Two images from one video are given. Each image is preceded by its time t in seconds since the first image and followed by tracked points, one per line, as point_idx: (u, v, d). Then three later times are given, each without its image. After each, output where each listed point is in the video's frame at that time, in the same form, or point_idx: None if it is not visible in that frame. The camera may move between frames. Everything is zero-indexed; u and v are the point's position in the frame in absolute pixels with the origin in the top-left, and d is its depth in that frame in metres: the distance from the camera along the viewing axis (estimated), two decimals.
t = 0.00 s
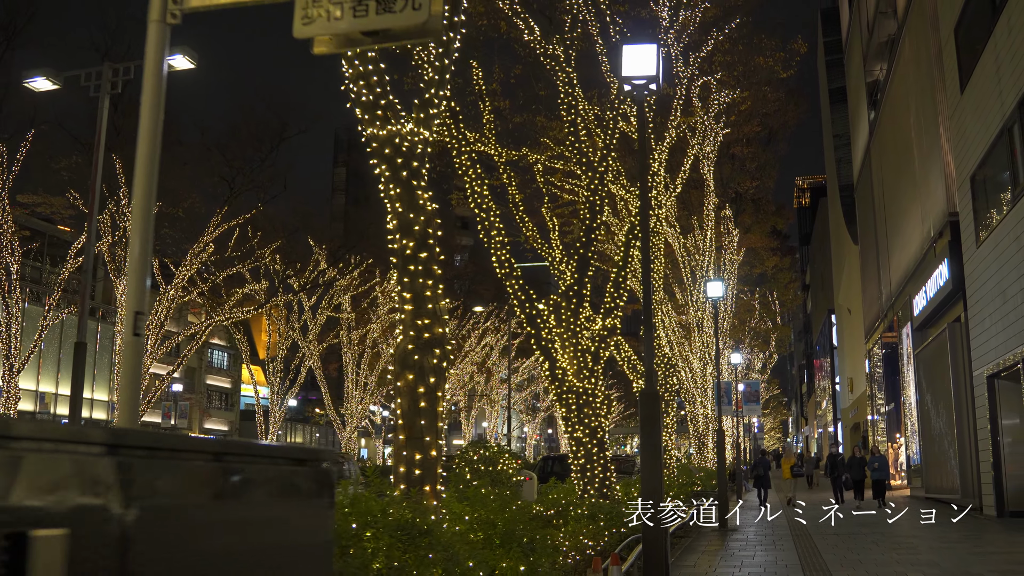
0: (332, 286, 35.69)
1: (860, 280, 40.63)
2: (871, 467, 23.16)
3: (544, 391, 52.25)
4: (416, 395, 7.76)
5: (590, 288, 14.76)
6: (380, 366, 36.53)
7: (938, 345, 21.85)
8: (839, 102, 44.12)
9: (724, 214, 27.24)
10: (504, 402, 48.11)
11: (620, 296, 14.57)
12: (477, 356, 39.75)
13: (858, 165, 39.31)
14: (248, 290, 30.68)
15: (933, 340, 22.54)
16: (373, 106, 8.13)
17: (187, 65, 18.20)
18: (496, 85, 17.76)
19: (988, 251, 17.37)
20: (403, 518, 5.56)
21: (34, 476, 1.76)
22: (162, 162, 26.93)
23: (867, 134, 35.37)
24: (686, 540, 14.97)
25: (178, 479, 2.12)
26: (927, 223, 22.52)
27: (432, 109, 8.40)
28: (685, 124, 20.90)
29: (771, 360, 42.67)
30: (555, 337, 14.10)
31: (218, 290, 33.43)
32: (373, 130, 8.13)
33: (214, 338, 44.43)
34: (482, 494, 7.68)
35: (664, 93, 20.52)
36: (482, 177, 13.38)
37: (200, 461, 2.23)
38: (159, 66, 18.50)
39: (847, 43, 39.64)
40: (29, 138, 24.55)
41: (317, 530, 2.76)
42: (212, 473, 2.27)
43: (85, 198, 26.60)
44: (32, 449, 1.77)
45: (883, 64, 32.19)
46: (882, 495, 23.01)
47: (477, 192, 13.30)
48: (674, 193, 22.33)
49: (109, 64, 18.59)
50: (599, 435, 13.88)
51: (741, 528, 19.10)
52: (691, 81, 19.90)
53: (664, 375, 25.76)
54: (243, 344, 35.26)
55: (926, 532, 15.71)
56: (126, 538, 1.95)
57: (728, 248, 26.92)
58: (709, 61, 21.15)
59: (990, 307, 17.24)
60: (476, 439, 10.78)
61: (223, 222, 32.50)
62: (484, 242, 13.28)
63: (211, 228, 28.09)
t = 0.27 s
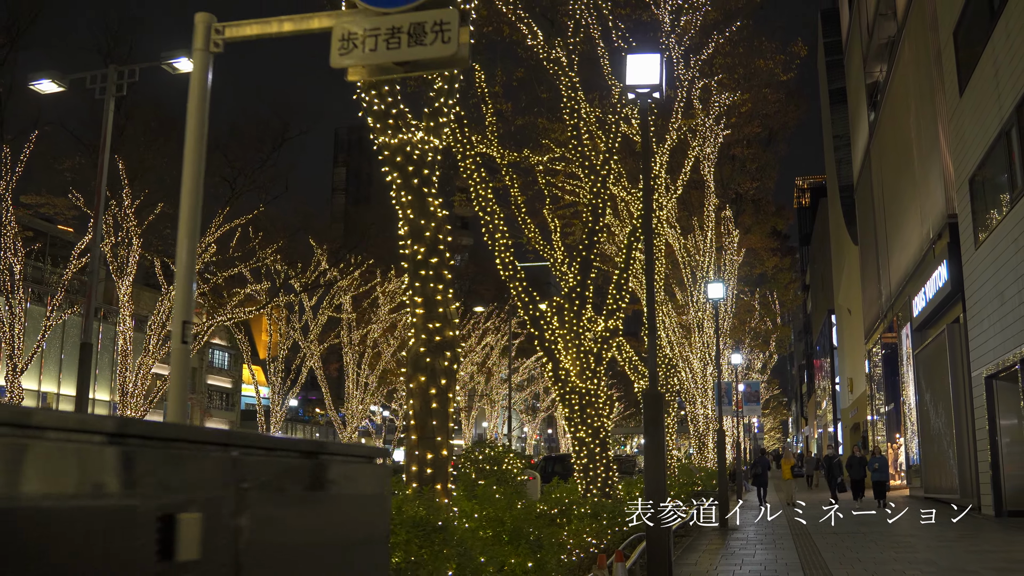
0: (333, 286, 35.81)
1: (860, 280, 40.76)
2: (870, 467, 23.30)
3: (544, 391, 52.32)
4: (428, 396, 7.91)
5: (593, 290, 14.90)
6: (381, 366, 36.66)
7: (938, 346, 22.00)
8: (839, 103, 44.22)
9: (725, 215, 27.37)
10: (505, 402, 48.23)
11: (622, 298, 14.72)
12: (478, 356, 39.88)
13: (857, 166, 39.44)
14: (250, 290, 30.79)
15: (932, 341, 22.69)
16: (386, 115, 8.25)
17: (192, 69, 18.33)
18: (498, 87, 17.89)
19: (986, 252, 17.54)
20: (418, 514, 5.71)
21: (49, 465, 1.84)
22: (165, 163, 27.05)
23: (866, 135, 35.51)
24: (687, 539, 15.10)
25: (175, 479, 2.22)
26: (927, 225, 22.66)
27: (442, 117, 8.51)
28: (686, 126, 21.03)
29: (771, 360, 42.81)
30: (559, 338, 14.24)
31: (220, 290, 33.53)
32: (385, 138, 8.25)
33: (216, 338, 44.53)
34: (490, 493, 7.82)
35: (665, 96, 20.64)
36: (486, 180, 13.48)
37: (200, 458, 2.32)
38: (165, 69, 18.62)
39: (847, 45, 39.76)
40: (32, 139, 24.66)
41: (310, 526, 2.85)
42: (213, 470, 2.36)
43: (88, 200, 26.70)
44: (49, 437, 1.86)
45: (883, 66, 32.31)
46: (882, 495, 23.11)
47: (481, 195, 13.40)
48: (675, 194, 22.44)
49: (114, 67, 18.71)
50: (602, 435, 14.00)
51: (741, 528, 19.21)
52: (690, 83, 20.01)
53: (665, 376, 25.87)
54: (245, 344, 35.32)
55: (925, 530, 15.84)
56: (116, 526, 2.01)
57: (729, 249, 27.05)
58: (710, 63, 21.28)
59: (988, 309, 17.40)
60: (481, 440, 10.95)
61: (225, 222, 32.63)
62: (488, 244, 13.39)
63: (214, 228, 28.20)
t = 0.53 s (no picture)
0: (335, 287, 36.01)
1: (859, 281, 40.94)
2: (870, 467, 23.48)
3: (545, 392, 52.54)
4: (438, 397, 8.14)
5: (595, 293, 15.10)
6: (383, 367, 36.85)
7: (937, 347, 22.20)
8: (839, 104, 44.35)
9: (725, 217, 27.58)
10: (505, 402, 48.43)
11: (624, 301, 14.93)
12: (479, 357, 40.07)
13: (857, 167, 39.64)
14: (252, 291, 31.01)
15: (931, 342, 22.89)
16: (396, 124, 8.44)
17: (198, 73, 18.53)
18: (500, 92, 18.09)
19: (985, 254, 17.71)
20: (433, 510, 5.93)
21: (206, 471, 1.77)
22: (168, 165, 27.23)
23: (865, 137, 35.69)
24: (688, 538, 15.29)
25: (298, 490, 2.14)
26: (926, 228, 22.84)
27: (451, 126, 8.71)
28: (687, 129, 21.22)
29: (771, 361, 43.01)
30: (562, 340, 14.43)
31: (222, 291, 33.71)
32: (396, 146, 8.47)
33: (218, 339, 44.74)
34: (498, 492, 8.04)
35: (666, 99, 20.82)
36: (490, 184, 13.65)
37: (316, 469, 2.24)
38: (171, 73, 18.82)
39: (847, 46, 39.95)
40: (37, 141, 24.85)
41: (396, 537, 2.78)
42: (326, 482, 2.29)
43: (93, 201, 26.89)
44: (208, 446, 1.77)
45: (882, 68, 32.49)
46: (883, 495, 23.34)
47: (485, 199, 13.55)
48: (676, 196, 22.63)
49: (120, 70, 18.91)
50: (605, 435, 14.17)
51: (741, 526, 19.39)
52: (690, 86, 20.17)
53: (665, 376, 26.07)
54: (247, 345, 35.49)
55: (923, 529, 16.00)
56: (251, 555, 1.90)
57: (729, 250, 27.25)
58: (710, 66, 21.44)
59: (986, 310, 17.61)
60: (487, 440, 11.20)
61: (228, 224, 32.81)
62: (492, 247, 13.55)
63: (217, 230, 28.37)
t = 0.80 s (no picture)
0: (336, 287, 36.22)
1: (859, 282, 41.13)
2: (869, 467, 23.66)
3: (546, 391, 52.73)
4: (448, 400, 8.37)
5: (596, 295, 15.30)
6: (384, 367, 37.07)
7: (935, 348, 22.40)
8: (839, 105, 44.52)
9: (725, 218, 27.78)
10: (506, 402, 48.61)
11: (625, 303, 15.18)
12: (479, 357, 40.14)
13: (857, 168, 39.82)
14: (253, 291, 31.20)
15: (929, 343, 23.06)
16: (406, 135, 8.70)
17: (204, 77, 18.74)
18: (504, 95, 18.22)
19: (982, 256, 17.90)
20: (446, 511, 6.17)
21: (265, 472, 1.86)
22: (172, 167, 27.41)
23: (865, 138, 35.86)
24: (690, 536, 15.48)
25: (349, 494, 2.22)
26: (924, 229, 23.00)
27: (460, 136, 8.86)
28: (687, 132, 21.41)
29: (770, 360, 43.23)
30: (565, 342, 14.64)
31: (226, 292, 33.88)
32: (406, 158, 8.71)
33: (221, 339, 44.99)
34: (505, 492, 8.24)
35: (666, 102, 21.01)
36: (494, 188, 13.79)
37: (369, 469, 2.35)
38: (177, 77, 19.03)
39: (846, 48, 40.10)
40: (42, 144, 25.03)
41: (436, 533, 2.87)
42: (377, 483, 2.40)
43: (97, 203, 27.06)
44: (266, 451, 1.87)
45: (881, 70, 32.64)
46: (883, 496, 23.64)
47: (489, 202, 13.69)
48: (677, 198, 22.81)
49: (127, 75, 19.13)
50: (607, 435, 14.37)
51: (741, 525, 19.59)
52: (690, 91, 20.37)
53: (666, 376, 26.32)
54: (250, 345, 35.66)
55: (921, 529, 16.22)
56: (311, 550, 2.01)
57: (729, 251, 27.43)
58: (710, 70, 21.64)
59: (982, 312, 17.83)
60: (492, 441, 11.41)
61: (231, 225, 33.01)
62: (496, 250, 13.70)
63: (220, 231, 28.53)
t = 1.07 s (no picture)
0: (339, 289, 36.46)
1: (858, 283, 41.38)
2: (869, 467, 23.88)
3: (547, 391, 52.99)
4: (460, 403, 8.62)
5: (600, 298, 15.54)
6: (387, 367, 37.30)
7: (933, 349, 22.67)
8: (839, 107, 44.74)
9: (726, 220, 28.02)
10: (507, 402, 48.87)
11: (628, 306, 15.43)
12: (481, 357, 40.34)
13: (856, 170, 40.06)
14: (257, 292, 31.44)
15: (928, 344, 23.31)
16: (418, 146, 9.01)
17: (211, 81, 18.98)
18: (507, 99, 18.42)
19: (978, 259, 18.20)
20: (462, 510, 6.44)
21: (351, 470, 2.16)
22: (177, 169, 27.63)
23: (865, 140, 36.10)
24: (692, 535, 15.73)
25: (412, 495, 2.51)
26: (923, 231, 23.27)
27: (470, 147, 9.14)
28: (688, 135, 21.63)
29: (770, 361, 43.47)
30: (569, 344, 14.88)
31: (230, 293, 34.12)
32: (419, 167, 8.91)
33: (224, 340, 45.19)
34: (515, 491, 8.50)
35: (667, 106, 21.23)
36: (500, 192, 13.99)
37: (427, 469, 2.64)
38: (184, 82, 19.27)
39: (846, 50, 40.33)
40: (49, 147, 25.25)
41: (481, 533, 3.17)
42: (434, 480, 2.69)
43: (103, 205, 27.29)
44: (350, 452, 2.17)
45: (881, 72, 32.87)
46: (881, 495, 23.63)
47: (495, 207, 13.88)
48: (678, 201, 23.04)
49: (135, 79, 19.35)
50: (610, 435, 14.63)
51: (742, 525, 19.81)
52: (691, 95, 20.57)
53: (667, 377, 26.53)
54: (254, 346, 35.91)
55: (919, 528, 16.49)
56: (385, 539, 2.32)
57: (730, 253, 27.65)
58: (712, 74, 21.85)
59: (980, 313, 18.08)
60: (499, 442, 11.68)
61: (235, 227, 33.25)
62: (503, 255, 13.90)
63: (225, 233, 28.77)
